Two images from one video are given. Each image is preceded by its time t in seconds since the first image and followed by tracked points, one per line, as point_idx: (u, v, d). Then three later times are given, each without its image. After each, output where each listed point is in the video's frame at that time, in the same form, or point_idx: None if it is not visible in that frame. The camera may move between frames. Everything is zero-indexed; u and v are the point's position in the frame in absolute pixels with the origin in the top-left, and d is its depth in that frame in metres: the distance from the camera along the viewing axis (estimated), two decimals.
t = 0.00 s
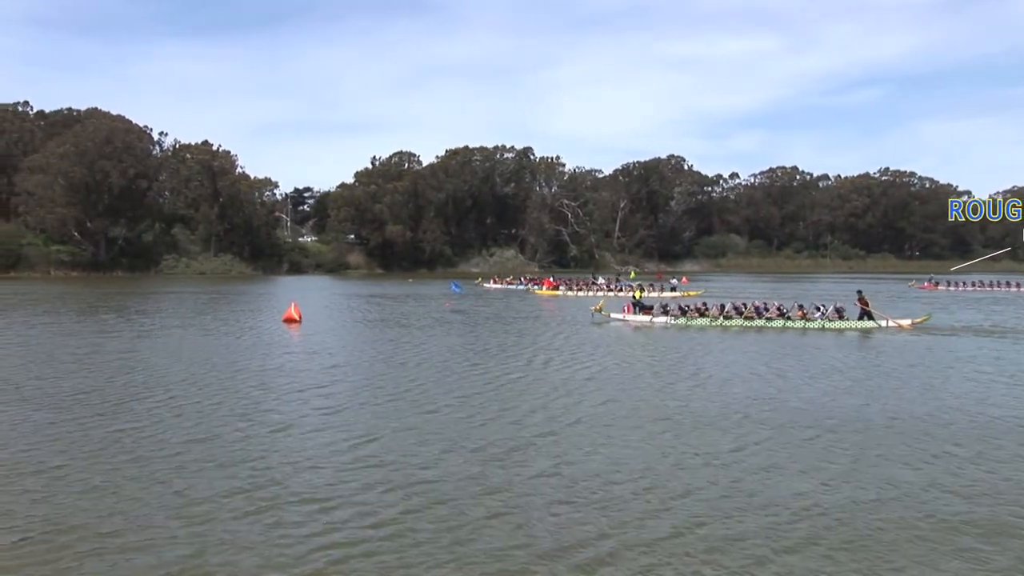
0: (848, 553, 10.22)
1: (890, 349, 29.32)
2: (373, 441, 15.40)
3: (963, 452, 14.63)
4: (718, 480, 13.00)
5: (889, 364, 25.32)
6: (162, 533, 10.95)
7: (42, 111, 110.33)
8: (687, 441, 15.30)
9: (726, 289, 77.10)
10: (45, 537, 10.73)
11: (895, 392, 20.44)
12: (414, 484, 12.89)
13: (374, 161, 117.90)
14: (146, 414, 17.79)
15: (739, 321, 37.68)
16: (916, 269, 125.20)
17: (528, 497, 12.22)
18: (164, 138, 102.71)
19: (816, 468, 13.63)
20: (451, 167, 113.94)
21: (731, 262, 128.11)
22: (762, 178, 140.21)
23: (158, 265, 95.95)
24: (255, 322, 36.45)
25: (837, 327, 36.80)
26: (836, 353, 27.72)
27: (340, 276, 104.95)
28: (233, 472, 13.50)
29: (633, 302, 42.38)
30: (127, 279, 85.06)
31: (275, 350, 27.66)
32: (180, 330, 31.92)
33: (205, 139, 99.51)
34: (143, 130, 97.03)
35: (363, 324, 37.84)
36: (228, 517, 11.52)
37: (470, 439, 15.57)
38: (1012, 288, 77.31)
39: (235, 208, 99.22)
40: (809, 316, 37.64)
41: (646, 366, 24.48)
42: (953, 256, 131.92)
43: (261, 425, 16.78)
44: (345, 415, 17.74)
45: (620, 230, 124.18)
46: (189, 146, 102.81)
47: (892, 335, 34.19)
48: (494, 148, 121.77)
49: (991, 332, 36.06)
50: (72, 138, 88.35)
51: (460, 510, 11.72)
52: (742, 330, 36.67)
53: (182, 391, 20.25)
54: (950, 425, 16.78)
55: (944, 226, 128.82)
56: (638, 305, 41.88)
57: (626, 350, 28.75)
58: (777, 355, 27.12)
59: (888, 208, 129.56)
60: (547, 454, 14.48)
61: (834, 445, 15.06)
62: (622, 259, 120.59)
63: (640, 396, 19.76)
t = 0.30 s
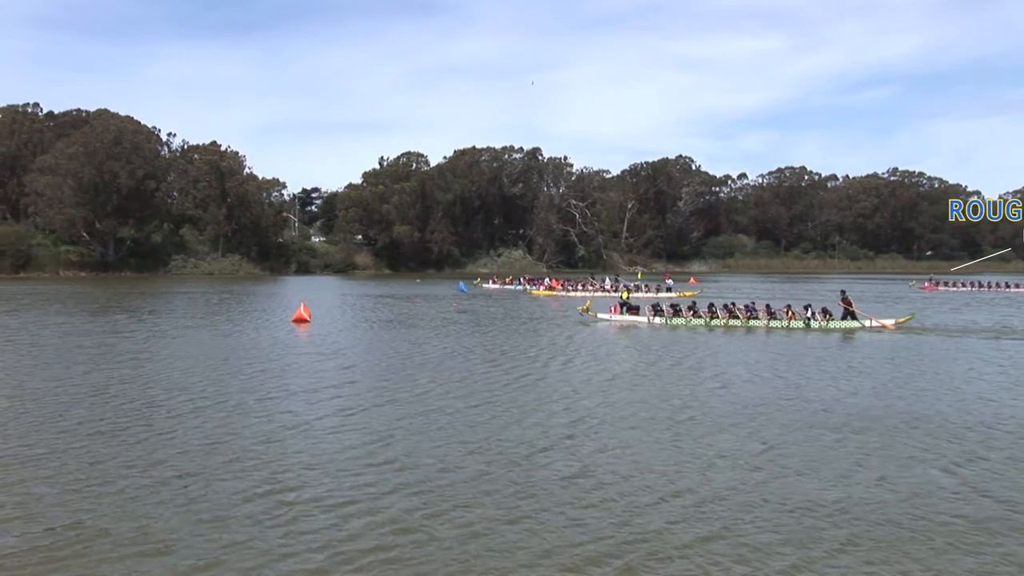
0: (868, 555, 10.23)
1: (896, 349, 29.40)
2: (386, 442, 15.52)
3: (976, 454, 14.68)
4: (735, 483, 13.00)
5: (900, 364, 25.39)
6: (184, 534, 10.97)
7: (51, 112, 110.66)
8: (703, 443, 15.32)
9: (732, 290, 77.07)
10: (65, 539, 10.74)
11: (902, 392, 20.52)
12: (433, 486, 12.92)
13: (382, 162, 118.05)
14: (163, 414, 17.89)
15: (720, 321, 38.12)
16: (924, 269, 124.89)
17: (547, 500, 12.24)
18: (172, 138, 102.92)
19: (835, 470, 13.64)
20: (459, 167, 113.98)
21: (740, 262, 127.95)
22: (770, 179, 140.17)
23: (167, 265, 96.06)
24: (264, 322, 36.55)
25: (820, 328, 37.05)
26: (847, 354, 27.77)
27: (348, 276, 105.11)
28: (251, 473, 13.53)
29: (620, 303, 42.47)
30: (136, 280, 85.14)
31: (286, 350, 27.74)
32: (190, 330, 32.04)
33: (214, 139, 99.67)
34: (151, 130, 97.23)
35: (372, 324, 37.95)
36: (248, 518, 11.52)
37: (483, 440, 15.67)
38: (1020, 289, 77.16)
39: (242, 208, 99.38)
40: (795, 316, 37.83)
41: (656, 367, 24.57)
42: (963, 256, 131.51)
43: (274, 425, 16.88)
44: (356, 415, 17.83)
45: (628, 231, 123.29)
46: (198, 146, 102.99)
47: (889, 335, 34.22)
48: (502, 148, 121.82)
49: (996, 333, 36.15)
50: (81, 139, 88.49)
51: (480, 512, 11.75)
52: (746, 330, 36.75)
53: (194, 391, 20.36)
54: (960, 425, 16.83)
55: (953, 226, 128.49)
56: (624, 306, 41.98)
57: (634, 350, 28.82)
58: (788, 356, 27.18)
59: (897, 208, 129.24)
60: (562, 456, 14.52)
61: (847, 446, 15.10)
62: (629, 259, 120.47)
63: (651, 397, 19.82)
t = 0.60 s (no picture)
0: (892, 559, 10.15)
1: (908, 349, 29.33)
2: (403, 443, 15.47)
3: (993, 455, 14.62)
4: (753, 484, 12.93)
5: (913, 364, 25.36)
6: (202, 536, 10.91)
7: (62, 112, 110.92)
8: (717, 444, 15.26)
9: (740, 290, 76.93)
10: (82, 541, 10.66)
11: (915, 392, 20.45)
12: (450, 487, 12.86)
13: (391, 162, 118.15)
14: (176, 414, 17.87)
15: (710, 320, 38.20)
16: (934, 269, 124.56)
17: (564, 501, 12.18)
18: (181, 138, 103.10)
19: (851, 471, 13.59)
20: (467, 168, 114.01)
21: (748, 262, 127.70)
22: (779, 179, 140.05)
23: (176, 265, 96.13)
24: (276, 322, 36.52)
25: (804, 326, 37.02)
26: (859, 354, 27.72)
27: (356, 276, 105.20)
28: (266, 475, 13.48)
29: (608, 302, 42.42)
30: (146, 280, 85.20)
31: (298, 350, 27.73)
32: (202, 330, 32.02)
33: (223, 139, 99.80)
34: (161, 130, 97.37)
35: (383, 324, 37.91)
36: (265, 520, 11.46)
37: (499, 441, 15.61)
38: None
39: (251, 208, 99.49)
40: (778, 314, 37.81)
41: (668, 367, 24.53)
42: (972, 257, 131.11)
43: (289, 426, 16.83)
44: (371, 415, 17.78)
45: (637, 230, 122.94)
46: (207, 146, 103.09)
47: (877, 335, 34.12)
48: (511, 149, 121.84)
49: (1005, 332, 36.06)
50: (91, 139, 88.53)
51: (498, 514, 11.69)
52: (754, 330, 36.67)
53: (207, 391, 20.34)
54: (972, 426, 16.79)
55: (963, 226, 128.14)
56: (613, 305, 41.92)
57: (647, 350, 28.75)
58: (800, 356, 27.14)
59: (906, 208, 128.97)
60: (577, 457, 14.47)
61: (863, 447, 15.05)
62: (638, 259, 120.24)
63: (665, 397, 19.77)
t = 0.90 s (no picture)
0: (916, 563, 9.99)
1: (915, 349, 29.26)
2: (416, 442, 15.41)
3: (1013, 456, 14.47)
4: (772, 484, 12.83)
5: (925, 364, 25.26)
6: (217, 537, 10.80)
7: (71, 112, 111.22)
8: (730, 443, 15.22)
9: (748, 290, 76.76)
10: (94, 543, 10.55)
11: (926, 392, 20.38)
12: (466, 488, 12.75)
13: (400, 162, 118.24)
14: (187, 414, 17.83)
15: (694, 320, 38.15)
16: (943, 268, 124.14)
17: (582, 503, 12.05)
18: (190, 139, 103.30)
19: (872, 473, 13.44)
20: (476, 168, 114.05)
21: (757, 262, 127.46)
22: (788, 179, 139.83)
23: (185, 265, 96.15)
24: (284, 322, 36.49)
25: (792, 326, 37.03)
26: (873, 354, 27.60)
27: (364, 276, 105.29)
28: (279, 474, 13.44)
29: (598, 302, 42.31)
30: (155, 280, 85.19)
31: (307, 350, 27.69)
32: (210, 330, 31.96)
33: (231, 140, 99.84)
34: (170, 131, 97.54)
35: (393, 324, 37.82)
36: (280, 519, 11.43)
37: (512, 441, 15.56)
38: None
39: (260, 208, 99.59)
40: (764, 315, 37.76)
41: (677, 368, 24.48)
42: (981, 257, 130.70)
43: (300, 425, 16.81)
44: (383, 415, 17.77)
45: (645, 231, 122.87)
46: (215, 146, 103.33)
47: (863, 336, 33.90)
48: (520, 149, 121.84)
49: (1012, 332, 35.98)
50: (100, 139, 88.63)
51: (516, 515, 11.57)
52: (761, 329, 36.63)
53: (217, 391, 20.31)
54: (989, 427, 16.65)
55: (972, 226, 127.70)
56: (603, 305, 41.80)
57: (655, 350, 28.69)
58: (814, 356, 27.04)
59: (916, 208, 128.66)
60: (594, 458, 14.36)
61: (881, 448, 14.93)
62: (647, 260, 119.98)
63: (674, 397, 19.76)
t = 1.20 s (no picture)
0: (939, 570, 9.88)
1: (924, 348, 29.24)
2: (429, 443, 15.44)
3: None
4: (786, 486, 12.84)
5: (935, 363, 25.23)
6: (235, 542, 10.77)
7: (78, 112, 111.48)
8: (743, 444, 15.22)
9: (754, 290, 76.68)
10: (110, 548, 10.53)
11: (938, 391, 20.37)
12: (484, 492, 12.66)
13: (406, 162, 118.26)
14: (200, 414, 17.87)
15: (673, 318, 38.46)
16: (950, 268, 123.84)
17: (597, 503, 12.09)
18: (197, 139, 103.49)
19: (892, 475, 13.36)
20: (483, 167, 114.10)
21: (764, 262, 127.33)
22: (795, 179, 139.61)
23: (192, 265, 96.23)
24: (293, 322, 36.51)
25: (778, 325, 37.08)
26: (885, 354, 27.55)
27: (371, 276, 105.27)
28: (296, 476, 13.47)
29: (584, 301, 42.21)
30: (162, 280, 85.11)
31: (317, 350, 27.72)
32: (220, 329, 31.97)
33: (238, 139, 99.88)
34: (177, 131, 97.63)
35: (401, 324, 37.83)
36: (298, 522, 11.47)
37: (525, 441, 15.58)
38: None
39: (267, 208, 99.62)
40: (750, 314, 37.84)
41: (687, 367, 24.48)
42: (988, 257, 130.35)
43: (313, 426, 16.84)
44: (396, 415, 17.79)
45: (652, 231, 122.45)
46: (222, 146, 103.53)
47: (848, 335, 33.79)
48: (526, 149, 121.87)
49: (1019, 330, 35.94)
50: (107, 139, 88.69)
51: (534, 520, 11.52)
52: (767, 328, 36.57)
53: (230, 391, 20.35)
54: (1003, 428, 16.61)
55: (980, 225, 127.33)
56: (591, 305, 41.72)
57: (664, 350, 28.68)
58: (828, 356, 26.96)
59: (923, 207, 128.39)
60: (609, 459, 14.35)
61: (894, 448, 14.93)
62: (653, 260, 119.81)
63: (685, 396, 19.77)
